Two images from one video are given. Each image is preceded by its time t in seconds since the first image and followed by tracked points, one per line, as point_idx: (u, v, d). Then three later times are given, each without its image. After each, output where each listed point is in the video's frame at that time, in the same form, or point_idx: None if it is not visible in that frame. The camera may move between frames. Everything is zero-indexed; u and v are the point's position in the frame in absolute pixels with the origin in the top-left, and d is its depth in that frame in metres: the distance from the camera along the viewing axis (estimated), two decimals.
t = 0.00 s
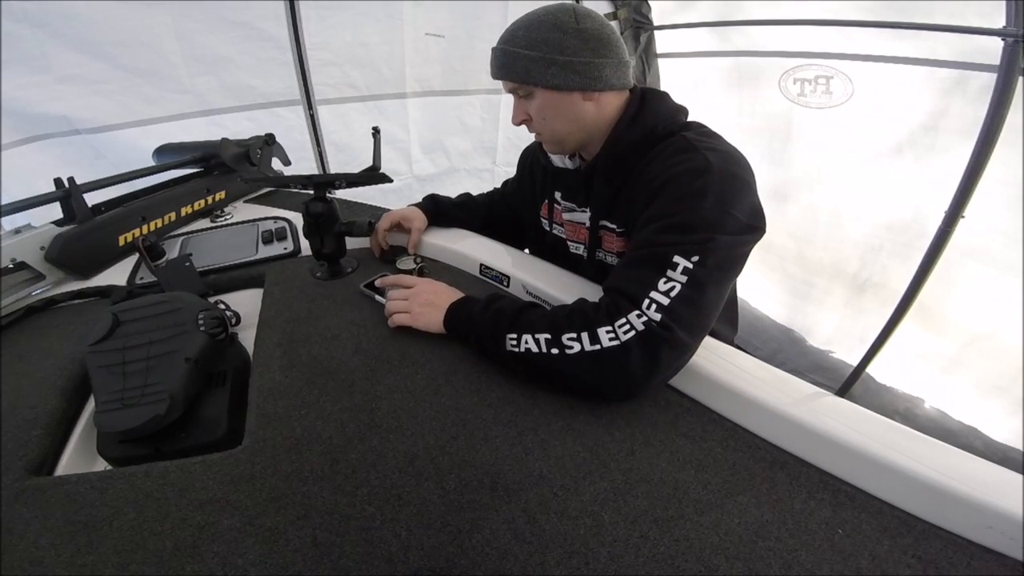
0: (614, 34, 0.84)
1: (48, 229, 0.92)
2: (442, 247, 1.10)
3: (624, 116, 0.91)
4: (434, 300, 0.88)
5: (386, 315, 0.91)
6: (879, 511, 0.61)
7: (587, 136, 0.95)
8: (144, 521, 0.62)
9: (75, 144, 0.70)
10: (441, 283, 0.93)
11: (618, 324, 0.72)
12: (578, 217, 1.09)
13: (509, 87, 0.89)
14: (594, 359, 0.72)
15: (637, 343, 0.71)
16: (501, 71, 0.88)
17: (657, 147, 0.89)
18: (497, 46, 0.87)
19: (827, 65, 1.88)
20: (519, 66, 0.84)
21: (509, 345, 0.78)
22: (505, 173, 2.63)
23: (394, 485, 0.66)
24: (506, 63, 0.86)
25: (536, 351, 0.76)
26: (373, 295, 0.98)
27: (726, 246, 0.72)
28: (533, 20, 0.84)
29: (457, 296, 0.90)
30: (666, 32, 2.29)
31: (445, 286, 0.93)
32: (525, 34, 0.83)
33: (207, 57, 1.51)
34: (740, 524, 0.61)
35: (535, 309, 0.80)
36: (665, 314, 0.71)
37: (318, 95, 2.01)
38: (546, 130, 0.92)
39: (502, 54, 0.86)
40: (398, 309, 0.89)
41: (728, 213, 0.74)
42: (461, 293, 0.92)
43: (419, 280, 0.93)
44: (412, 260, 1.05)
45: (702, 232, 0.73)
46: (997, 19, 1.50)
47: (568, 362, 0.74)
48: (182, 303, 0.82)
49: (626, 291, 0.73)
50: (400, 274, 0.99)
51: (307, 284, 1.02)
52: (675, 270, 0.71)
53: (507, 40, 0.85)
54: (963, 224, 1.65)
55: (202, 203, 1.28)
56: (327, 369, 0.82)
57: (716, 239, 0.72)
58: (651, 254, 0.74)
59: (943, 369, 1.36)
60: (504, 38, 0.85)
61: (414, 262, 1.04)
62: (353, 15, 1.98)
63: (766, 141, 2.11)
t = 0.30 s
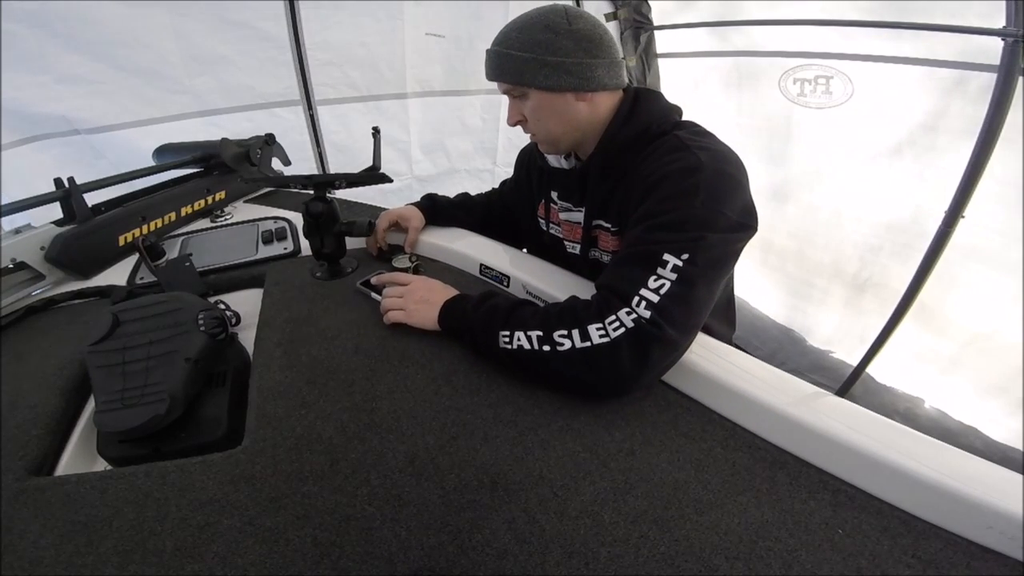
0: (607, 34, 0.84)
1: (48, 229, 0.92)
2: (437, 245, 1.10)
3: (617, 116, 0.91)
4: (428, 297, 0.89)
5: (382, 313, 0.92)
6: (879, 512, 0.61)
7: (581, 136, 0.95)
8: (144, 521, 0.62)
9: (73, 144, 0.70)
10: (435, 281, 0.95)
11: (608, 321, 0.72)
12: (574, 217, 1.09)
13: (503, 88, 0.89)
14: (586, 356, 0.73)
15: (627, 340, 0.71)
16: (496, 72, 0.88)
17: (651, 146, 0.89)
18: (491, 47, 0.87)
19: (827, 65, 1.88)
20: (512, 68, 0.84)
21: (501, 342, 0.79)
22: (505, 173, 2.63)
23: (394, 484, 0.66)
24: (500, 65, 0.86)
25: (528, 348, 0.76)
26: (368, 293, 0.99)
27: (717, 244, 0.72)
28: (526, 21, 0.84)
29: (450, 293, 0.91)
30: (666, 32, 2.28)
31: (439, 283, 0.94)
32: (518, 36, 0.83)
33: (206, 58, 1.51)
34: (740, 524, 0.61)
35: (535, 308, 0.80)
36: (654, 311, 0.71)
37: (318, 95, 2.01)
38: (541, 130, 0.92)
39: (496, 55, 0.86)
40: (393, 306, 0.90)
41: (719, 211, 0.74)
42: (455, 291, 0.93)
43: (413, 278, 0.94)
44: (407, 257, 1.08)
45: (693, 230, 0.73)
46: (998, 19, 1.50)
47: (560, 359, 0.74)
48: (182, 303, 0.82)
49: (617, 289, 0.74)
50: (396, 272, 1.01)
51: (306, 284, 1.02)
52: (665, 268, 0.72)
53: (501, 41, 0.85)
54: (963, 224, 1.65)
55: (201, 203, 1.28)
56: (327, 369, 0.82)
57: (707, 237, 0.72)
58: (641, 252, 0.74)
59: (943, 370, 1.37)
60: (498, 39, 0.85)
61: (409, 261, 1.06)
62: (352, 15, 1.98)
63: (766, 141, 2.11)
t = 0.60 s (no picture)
0: (605, 35, 0.84)
1: (48, 229, 0.93)
2: (435, 244, 1.10)
3: (615, 117, 0.91)
4: (425, 296, 0.90)
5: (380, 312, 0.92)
6: (879, 511, 0.61)
7: (580, 136, 0.95)
8: (144, 520, 0.62)
9: (73, 145, 0.70)
10: (434, 280, 0.95)
11: (604, 320, 0.72)
12: (573, 216, 1.09)
13: (502, 89, 0.89)
14: (582, 355, 0.73)
15: (621, 338, 0.72)
16: (495, 72, 0.88)
17: (649, 145, 0.89)
18: (490, 48, 0.87)
19: (827, 66, 1.88)
20: (512, 68, 0.84)
21: (499, 340, 0.79)
22: (505, 173, 2.63)
23: (393, 485, 0.66)
24: (499, 65, 0.86)
25: (525, 347, 0.76)
26: (367, 293, 0.99)
27: (714, 244, 0.72)
28: (524, 21, 0.84)
29: (448, 292, 0.91)
30: (666, 32, 2.28)
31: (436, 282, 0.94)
32: (516, 36, 0.83)
33: (207, 58, 1.51)
34: (740, 524, 0.61)
35: (535, 307, 0.80)
36: (650, 310, 0.71)
37: (318, 96, 2.01)
38: (540, 130, 0.92)
39: (495, 56, 0.86)
40: (391, 305, 0.90)
41: (716, 211, 0.74)
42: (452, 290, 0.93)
43: (410, 277, 0.95)
44: (405, 258, 1.07)
45: (690, 229, 0.73)
46: (998, 19, 1.50)
47: (556, 358, 0.74)
48: (182, 303, 0.81)
49: (614, 288, 0.73)
50: (394, 272, 1.01)
51: (306, 284, 1.02)
52: (662, 267, 0.72)
53: (500, 41, 0.85)
54: (963, 224, 1.65)
55: (202, 203, 1.27)
56: (326, 369, 0.82)
57: (705, 236, 0.72)
58: (638, 251, 0.74)
59: (943, 369, 1.37)
60: (496, 40, 0.85)
61: (408, 261, 1.06)
62: (352, 15, 1.98)
63: (766, 142, 2.11)
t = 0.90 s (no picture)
0: (606, 35, 0.84)
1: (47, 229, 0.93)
2: (435, 243, 1.10)
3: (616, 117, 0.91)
4: (424, 296, 0.90)
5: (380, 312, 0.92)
6: (879, 512, 0.61)
7: (581, 136, 0.95)
8: (144, 520, 0.62)
9: (72, 145, 0.70)
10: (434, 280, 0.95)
11: (603, 321, 0.72)
12: (573, 217, 1.09)
13: (503, 89, 0.89)
14: (581, 356, 0.73)
15: (620, 339, 0.72)
16: (495, 72, 0.88)
17: (650, 146, 0.89)
18: (491, 47, 0.87)
19: (827, 66, 1.88)
20: (513, 67, 0.84)
21: (498, 341, 0.79)
22: (505, 173, 2.63)
23: (393, 485, 0.66)
24: (500, 64, 0.86)
25: (524, 348, 0.76)
26: (367, 292, 0.99)
27: (714, 245, 0.72)
28: (525, 22, 0.84)
29: (447, 292, 0.91)
30: (666, 32, 2.28)
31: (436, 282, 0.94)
32: (517, 36, 0.83)
33: (206, 58, 1.51)
34: (740, 524, 0.61)
35: (535, 307, 0.80)
36: (649, 311, 0.71)
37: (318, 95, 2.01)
38: (541, 130, 0.92)
39: (495, 56, 0.86)
40: (391, 305, 0.90)
41: (717, 212, 0.74)
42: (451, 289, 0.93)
43: (410, 277, 0.94)
44: (405, 258, 1.07)
45: (690, 231, 0.73)
46: (998, 19, 1.50)
47: (555, 358, 0.74)
48: (182, 302, 0.81)
49: (613, 289, 0.73)
50: (394, 271, 1.01)
51: (306, 284, 1.02)
52: (662, 268, 0.71)
53: (501, 41, 0.85)
54: (963, 224, 1.65)
55: (202, 203, 1.27)
56: (326, 369, 0.82)
57: (705, 237, 0.72)
58: (638, 252, 0.74)
59: (943, 369, 1.37)
60: (497, 40, 0.85)
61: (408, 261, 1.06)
62: (352, 15, 1.98)
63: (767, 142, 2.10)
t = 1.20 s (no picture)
0: (606, 35, 0.84)
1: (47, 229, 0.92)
2: (435, 243, 1.10)
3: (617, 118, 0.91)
4: (424, 296, 0.90)
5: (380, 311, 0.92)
6: (879, 512, 0.61)
7: (582, 136, 0.95)
8: (144, 520, 0.62)
9: (73, 146, 0.70)
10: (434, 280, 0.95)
11: (603, 322, 0.72)
12: (573, 217, 1.09)
13: (504, 89, 0.89)
14: (581, 356, 0.73)
15: (620, 339, 0.72)
16: (496, 73, 0.88)
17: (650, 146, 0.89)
18: (492, 47, 0.87)
19: (827, 66, 1.88)
20: (513, 68, 0.84)
21: (498, 341, 0.78)
22: (505, 173, 2.63)
23: (393, 485, 0.66)
24: (501, 65, 0.86)
25: (524, 348, 0.76)
26: (366, 293, 0.99)
27: (714, 246, 0.72)
28: (525, 22, 0.84)
29: (447, 292, 0.91)
30: (666, 32, 2.28)
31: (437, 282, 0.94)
32: (517, 37, 0.83)
33: (206, 58, 1.51)
34: (739, 524, 0.61)
35: (534, 307, 0.80)
36: (649, 312, 0.71)
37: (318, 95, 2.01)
38: (541, 131, 0.92)
39: (496, 56, 0.86)
40: (390, 306, 0.90)
41: (717, 213, 0.74)
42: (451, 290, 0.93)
43: (410, 277, 0.94)
44: (405, 258, 1.07)
45: (690, 232, 0.73)
46: (998, 18, 1.50)
47: (554, 358, 0.74)
48: (182, 303, 0.81)
49: (614, 290, 0.73)
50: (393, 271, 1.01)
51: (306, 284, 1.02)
52: (662, 269, 0.71)
53: (501, 42, 0.85)
54: (963, 223, 1.65)
55: (202, 203, 1.27)
56: (326, 369, 0.82)
57: (705, 238, 0.72)
58: (638, 252, 0.74)
59: (943, 370, 1.37)
60: (497, 41, 0.85)
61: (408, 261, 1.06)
62: (352, 15, 1.98)
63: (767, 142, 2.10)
